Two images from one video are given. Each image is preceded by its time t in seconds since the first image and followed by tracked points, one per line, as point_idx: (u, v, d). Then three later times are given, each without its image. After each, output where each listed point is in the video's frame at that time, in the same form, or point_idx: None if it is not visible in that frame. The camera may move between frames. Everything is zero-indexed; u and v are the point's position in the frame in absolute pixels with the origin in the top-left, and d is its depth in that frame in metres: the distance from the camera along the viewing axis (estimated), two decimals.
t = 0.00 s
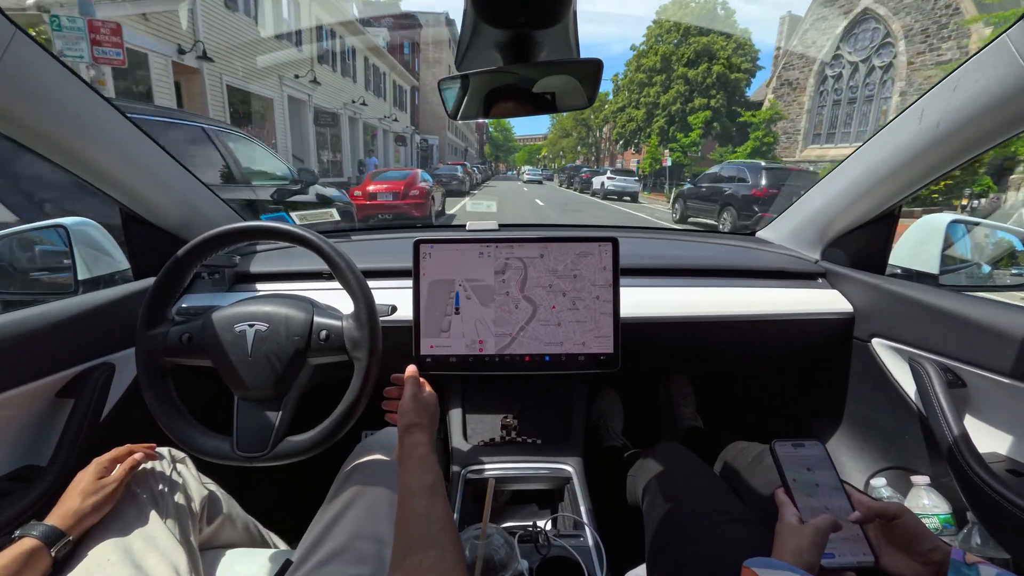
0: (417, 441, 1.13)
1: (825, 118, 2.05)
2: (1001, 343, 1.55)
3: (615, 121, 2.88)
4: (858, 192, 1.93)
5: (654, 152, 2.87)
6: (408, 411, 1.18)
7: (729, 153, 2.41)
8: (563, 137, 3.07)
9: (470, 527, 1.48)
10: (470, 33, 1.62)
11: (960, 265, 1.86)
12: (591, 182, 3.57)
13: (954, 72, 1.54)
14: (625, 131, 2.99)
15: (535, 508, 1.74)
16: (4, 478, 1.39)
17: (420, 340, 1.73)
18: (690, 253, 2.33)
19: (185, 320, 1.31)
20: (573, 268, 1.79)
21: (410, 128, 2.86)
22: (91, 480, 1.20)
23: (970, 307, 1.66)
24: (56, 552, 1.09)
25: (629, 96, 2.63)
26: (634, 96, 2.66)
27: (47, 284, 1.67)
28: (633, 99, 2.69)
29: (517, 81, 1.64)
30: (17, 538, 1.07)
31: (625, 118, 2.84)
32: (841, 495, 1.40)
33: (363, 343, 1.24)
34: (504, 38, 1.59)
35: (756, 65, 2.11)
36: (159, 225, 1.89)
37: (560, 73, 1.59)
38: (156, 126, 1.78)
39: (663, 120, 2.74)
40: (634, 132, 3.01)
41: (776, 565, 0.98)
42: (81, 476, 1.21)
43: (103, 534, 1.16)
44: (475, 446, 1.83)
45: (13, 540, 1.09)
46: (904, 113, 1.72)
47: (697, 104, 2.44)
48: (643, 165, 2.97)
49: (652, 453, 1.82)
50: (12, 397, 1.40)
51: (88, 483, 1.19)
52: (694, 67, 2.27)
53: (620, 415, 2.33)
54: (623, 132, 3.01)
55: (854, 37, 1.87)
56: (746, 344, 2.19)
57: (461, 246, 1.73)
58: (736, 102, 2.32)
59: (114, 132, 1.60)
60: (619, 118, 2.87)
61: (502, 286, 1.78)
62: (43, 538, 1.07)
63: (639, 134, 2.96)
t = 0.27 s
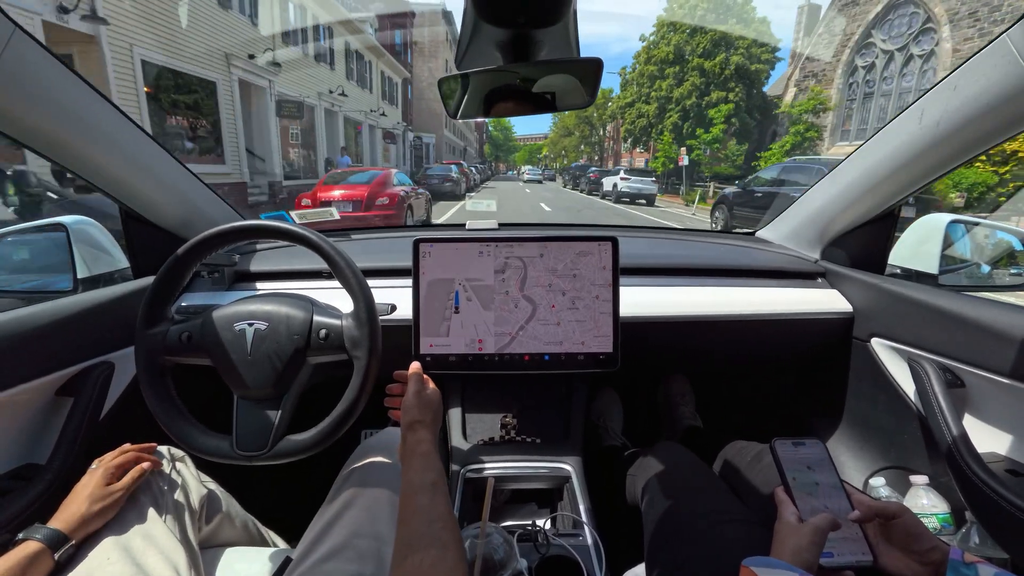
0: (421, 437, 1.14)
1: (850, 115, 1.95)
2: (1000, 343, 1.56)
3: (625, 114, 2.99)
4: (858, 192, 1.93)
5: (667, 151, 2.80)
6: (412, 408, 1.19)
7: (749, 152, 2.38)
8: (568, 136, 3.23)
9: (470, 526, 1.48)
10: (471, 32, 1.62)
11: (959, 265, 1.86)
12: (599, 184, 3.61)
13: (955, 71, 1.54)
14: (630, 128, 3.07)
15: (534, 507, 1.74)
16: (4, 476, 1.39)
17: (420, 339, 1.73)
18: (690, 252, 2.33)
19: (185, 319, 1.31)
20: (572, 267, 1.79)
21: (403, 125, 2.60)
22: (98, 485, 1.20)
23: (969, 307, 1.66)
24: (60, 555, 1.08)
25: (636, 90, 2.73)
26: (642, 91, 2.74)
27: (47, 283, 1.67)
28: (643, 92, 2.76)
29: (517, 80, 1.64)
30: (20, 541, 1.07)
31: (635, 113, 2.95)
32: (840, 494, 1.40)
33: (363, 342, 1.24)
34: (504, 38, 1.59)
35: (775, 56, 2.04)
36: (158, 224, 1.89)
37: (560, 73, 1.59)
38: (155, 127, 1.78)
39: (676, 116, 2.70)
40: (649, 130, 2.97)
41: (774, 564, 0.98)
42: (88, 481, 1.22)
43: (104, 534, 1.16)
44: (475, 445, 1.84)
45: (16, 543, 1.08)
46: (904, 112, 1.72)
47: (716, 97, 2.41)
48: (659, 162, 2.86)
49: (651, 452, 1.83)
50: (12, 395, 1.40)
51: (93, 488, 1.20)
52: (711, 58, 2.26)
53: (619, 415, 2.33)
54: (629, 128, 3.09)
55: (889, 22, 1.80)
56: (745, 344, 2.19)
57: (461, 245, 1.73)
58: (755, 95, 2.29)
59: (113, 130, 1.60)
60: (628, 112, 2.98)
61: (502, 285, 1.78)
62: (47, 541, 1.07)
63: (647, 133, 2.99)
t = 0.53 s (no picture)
0: (418, 437, 1.13)
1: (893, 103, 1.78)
2: (999, 343, 1.56)
3: (635, 109, 2.72)
4: (859, 191, 1.93)
5: (685, 147, 2.67)
6: (409, 408, 1.18)
7: (766, 149, 2.22)
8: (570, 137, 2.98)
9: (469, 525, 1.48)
10: (471, 31, 1.62)
11: (960, 265, 1.86)
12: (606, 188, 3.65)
13: (956, 71, 1.54)
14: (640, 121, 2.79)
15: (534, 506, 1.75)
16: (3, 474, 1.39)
17: (419, 338, 1.73)
18: (691, 252, 2.33)
19: (185, 317, 1.31)
20: (572, 266, 1.79)
21: (391, 121, 2.74)
22: (98, 484, 1.20)
23: (969, 307, 1.66)
24: (59, 554, 1.08)
25: (648, 85, 2.49)
26: (652, 85, 2.48)
27: (47, 281, 1.66)
28: (655, 86, 2.52)
29: (518, 80, 1.64)
30: (20, 540, 1.07)
31: (646, 109, 2.72)
32: (840, 494, 1.40)
33: (363, 341, 1.24)
34: (504, 37, 1.59)
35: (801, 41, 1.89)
36: (157, 222, 1.88)
37: (561, 72, 1.59)
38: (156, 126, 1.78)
39: (693, 110, 2.48)
40: (662, 128, 2.79)
41: (775, 564, 0.98)
42: (88, 479, 1.22)
43: (104, 533, 1.17)
44: (474, 444, 1.84)
45: (16, 542, 1.08)
46: (905, 111, 1.72)
47: (736, 90, 2.14)
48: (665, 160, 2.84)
49: (651, 451, 1.83)
50: (11, 394, 1.40)
51: (94, 487, 1.20)
52: (730, 46, 2.08)
53: (619, 414, 2.33)
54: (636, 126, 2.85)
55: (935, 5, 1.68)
56: (745, 344, 2.19)
57: (461, 245, 1.73)
58: (778, 89, 2.08)
59: (112, 128, 1.59)
60: (639, 105, 2.70)
61: (502, 284, 1.78)
62: (47, 540, 1.07)
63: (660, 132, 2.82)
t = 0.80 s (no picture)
0: (418, 437, 1.13)
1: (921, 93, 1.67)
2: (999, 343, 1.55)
3: (648, 104, 2.64)
4: (859, 191, 1.92)
5: (703, 145, 2.40)
6: (410, 408, 1.18)
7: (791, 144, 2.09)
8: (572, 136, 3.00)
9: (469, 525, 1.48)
10: (471, 31, 1.62)
11: (959, 265, 1.86)
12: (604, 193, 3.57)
13: (956, 71, 1.54)
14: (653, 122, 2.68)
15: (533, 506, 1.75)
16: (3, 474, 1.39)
17: (419, 338, 1.73)
18: (691, 252, 2.34)
19: (184, 317, 1.31)
20: (572, 267, 1.79)
21: (379, 117, 2.61)
22: (98, 484, 1.20)
23: (968, 307, 1.67)
24: (59, 554, 1.08)
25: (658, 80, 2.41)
26: (663, 77, 2.34)
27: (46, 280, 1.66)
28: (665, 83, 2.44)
29: (518, 80, 1.64)
30: (20, 539, 1.07)
31: (658, 103, 2.58)
32: (839, 495, 1.40)
33: (362, 341, 1.24)
34: (504, 37, 1.59)
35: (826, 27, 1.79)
36: (157, 222, 1.88)
37: (561, 72, 1.59)
38: (157, 126, 1.78)
39: (712, 103, 2.28)
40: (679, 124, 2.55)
41: (775, 564, 0.98)
42: (88, 479, 1.22)
43: (104, 533, 1.16)
44: (475, 444, 1.84)
45: (15, 542, 1.08)
46: (906, 111, 1.71)
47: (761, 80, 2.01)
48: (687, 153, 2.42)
49: (651, 451, 1.83)
50: (11, 393, 1.40)
51: (94, 487, 1.20)
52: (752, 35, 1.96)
53: (618, 414, 2.33)
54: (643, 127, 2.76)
55: None
56: (745, 344, 2.19)
57: (461, 244, 1.73)
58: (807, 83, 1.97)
59: (111, 127, 1.59)
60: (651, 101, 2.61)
61: (502, 284, 1.78)
62: (47, 540, 1.07)
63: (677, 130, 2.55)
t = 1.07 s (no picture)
0: (423, 435, 1.14)
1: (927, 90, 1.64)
2: (1000, 341, 1.55)
3: (660, 100, 2.47)
4: (860, 189, 1.92)
5: (726, 142, 2.24)
6: (414, 406, 1.19)
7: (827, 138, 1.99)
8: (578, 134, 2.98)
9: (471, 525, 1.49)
10: (471, 31, 1.62)
11: (961, 263, 1.86)
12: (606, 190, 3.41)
13: (957, 69, 1.54)
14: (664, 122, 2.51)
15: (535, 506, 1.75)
16: (5, 474, 1.39)
17: (420, 338, 1.73)
18: (691, 252, 2.33)
19: (185, 318, 1.31)
20: (573, 266, 1.79)
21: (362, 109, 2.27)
22: (100, 485, 1.21)
23: (969, 306, 1.66)
24: (62, 555, 1.08)
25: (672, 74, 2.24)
26: (679, 68, 2.16)
27: (47, 281, 1.67)
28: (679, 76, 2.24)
29: (518, 79, 1.64)
30: (23, 540, 1.07)
31: (674, 97, 2.39)
32: (841, 494, 1.40)
33: (363, 341, 1.24)
34: (504, 36, 1.59)
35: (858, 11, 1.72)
36: (157, 222, 1.88)
37: (562, 72, 1.59)
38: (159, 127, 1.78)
39: (736, 96, 2.14)
40: (697, 119, 2.36)
41: (776, 563, 0.98)
42: (90, 481, 1.22)
43: (106, 533, 1.17)
44: (476, 444, 1.84)
45: (18, 543, 1.09)
46: (907, 109, 1.71)
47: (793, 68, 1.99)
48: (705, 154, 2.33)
49: (651, 451, 1.83)
50: (13, 394, 1.41)
51: (97, 488, 1.20)
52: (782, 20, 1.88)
53: (619, 414, 2.33)
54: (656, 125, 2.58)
55: None
56: (745, 343, 2.19)
57: (462, 244, 1.73)
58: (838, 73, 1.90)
59: (113, 129, 1.59)
60: (663, 94, 2.43)
61: (502, 284, 1.78)
62: (49, 541, 1.07)
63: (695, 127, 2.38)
